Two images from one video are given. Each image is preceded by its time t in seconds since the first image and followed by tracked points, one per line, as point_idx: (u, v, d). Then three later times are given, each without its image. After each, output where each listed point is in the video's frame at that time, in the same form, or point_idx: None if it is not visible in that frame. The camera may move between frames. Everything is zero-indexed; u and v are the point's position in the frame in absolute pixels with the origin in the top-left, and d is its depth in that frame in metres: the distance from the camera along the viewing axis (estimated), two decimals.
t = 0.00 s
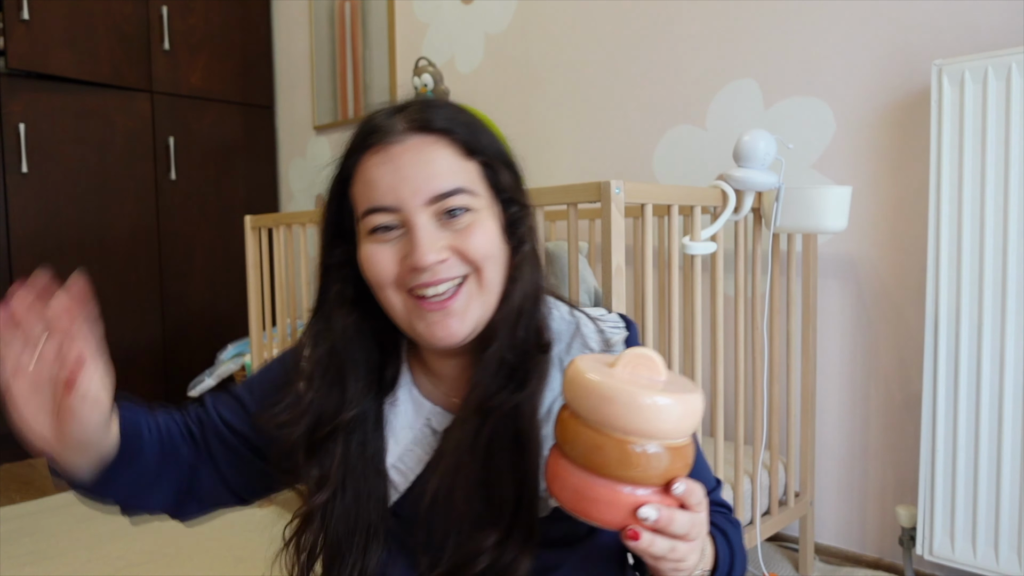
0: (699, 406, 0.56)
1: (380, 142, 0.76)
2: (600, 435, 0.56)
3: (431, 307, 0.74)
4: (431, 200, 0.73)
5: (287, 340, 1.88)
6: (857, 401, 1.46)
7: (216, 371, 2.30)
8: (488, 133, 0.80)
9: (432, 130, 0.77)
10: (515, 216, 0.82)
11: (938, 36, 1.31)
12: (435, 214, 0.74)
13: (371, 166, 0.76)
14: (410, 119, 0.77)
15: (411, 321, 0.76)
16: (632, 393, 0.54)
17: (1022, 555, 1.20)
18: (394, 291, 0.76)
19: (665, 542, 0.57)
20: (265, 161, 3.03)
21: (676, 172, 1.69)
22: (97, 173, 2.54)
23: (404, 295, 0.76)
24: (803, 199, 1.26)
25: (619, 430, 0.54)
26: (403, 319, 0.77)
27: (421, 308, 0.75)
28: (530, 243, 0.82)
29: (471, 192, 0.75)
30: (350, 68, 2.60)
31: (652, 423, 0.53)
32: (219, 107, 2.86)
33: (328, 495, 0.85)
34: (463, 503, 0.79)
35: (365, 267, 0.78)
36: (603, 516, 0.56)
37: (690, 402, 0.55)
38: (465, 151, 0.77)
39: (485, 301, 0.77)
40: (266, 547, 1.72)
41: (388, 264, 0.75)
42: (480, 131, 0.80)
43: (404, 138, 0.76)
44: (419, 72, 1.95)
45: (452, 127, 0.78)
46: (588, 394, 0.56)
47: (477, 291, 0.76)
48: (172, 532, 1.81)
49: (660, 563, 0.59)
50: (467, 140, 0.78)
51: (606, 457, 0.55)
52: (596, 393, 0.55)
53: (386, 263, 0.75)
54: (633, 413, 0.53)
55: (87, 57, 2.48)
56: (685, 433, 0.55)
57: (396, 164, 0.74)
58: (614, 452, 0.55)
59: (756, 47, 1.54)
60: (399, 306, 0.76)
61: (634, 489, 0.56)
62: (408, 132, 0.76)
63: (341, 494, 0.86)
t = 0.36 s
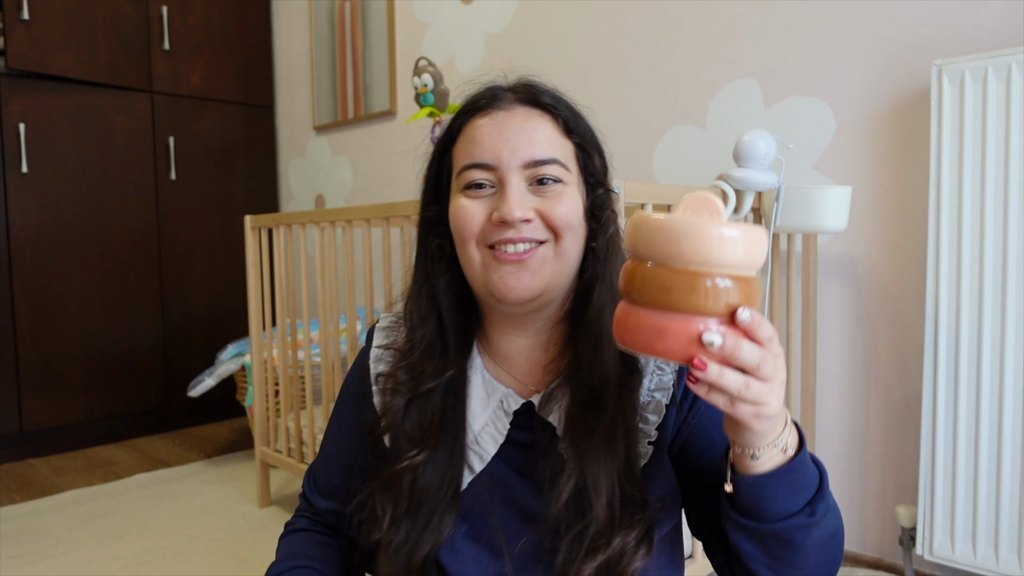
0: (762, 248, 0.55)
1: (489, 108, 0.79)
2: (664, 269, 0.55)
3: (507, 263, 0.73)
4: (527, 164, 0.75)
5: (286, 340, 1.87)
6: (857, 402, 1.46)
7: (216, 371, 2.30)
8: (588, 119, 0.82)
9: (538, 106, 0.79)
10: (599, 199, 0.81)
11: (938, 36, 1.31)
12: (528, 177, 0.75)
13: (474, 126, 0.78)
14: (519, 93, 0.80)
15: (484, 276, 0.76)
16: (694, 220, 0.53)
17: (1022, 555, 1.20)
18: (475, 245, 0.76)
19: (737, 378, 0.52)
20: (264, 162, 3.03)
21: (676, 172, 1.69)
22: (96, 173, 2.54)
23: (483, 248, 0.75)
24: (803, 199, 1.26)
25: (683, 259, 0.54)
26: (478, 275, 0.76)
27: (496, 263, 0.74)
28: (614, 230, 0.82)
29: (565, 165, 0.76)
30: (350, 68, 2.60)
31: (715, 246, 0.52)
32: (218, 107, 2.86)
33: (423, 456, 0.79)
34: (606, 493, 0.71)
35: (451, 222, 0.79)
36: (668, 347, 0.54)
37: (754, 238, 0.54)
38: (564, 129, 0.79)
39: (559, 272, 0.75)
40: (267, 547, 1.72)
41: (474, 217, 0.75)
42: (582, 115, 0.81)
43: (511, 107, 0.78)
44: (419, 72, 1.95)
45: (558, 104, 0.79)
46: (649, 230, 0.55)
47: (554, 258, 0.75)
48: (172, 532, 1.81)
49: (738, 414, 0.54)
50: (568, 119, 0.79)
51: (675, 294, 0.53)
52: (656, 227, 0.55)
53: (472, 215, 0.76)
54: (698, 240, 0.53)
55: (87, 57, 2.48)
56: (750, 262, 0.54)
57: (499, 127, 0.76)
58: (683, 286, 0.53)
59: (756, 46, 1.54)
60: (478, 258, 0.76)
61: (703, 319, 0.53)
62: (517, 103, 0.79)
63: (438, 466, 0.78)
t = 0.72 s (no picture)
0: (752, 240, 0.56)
1: (498, 110, 0.78)
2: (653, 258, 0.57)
3: (506, 265, 0.74)
4: (532, 169, 0.75)
5: (286, 340, 1.87)
6: (857, 402, 1.46)
7: (216, 371, 2.30)
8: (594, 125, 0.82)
9: (547, 111, 0.79)
10: (602, 204, 0.82)
11: (938, 35, 1.31)
12: (532, 182, 0.75)
13: (484, 126, 0.78)
14: (529, 96, 0.79)
15: (483, 277, 0.77)
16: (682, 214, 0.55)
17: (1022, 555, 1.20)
18: (477, 246, 0.76)
19: (720, 364, 0.53)
20: (264, 161, 3.03)
21: (676, 173, 1.69)
22: (96, 173, 2.54)
23: (484, 250, 0.76)
24: (803, 199, 1.26)
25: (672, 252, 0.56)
26: (478, 274, 0.77)
27: (495, 265, 0.75)
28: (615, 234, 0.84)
29: (569, 171, 0.76)
30: (350, 68, 2.60)
31: (702, 241, 0.54)
32: (218, 107, 2.86)
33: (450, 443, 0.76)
34: (601, 483, 0.72)
35: (455, 218, 0.79)
36: (658, 336, 0.56)
37: (742, 232, 0.55)
38: (571, 135, 0.79)
39: (556, 275, 0.76)
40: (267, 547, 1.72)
41: (477, 217, 0.75)
42: (589, 121, 0.81)
43: (521, 110, 0.78)
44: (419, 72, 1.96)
45: (567, 111, 0.79)
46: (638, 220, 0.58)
47: (552, 262, 0.75)
48: (172, 532, 1.81)
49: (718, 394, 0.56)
50: (576, 125, 0.79)
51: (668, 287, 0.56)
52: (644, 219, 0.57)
53: (476, 216, 0.76)
54: (690, 237, 0.55)
55: (87, 57, 2.47)
56: (738, 255, 0.56)
57: (508, 129, 0.76)
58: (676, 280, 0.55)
59: (756, 47, 1.54)
60: (478, 258, 0.77)
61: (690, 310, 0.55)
62: (527, 107, 0.78)
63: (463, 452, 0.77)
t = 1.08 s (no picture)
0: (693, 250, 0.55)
1: (471, 111, 0.79)
2: (602, 277, 0.53)
3: (484, 264, 0.74)
4: (507, 168, 0.75)
5: (286, 340, 1.87)
6: (856, 401, 1.46)
7: (216, 371, 2.30)
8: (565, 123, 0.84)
9: (518, 110, 0.80)
10: (575, 202, 0.85)
11: (937, 35, 1.31)
12: (507, 180, 0.75)
13: (457, 128, 0.78)
14: (500, 96, 0.80)
15: (461, 277, 0.76)
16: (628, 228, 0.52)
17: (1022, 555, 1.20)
18: (455, 246, 0.76)
19: (688, 374, 0.54)
20: (264, 162, 3.03)
21: (676, 173, 1.69)
22: (96, 173, 2.54)
23: (462, 250, 0.76)
24: (803, 199, 1.26)
25: (622, 267, 0.53)
26: (457, 274, 0.77)
27: (474, 263, 0.75)
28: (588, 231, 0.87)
29: (542, 168, 0.77)
30: (350, 68, 2.60)
31: (651, 254, 0.52)
32: (218, 107, 2.86)
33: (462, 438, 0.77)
34: (585, 477, 0.73)
35: (432, 220, 0.79)
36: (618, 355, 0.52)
37: (683, 242, 0.54)
38: (543, 133, 0.80)
39: (533, 273, 0.76)
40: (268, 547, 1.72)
41: (453, 217, 0.75)
42: (560, 120, 0.83)
43: (493, 111, 0.79)
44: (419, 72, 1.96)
45: (537, 110, 0.81)
46: (586, 236, 0.54)
47: (530, 260, 0.75)
48: (172, 532, 1.81)
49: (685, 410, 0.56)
50: (547, 124, 0.81)
51: (618, 302, 0.52)
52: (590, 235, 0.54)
53: (452, 215, 0.75)
54: (638, 251, 0.52)
55: (87, 58, 2.47)
56: (684, 266, 0.54)
57: (480, 129, 0.76)
58: (627, 294, 0.52)
59: (756, 46, 1.54)
60: (457, 259, 0.76)
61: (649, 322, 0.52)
62: (499, 107, 0.79)
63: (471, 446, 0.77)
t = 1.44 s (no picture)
0: (590, 286, 0.55)
1: (478, 108, 0.83)
2: (495, 327, 0.54)
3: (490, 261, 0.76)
4: (513, 165, 0.78)
5: (286, 340, 1.87)
6: (856, 401, 1.46)
7: (216, 371, 2.30)
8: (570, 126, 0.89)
9: (524, 109, 0.85)
10: (580, 203, 0.92)
11: (937, 35, 1.31)
12: (514, 177, 0.78)
13: (464, 125, 0.81)
14: (507, 96, 0.85)
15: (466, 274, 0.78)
16: (518, 277, 0.52)
17: (1022, 554, 1.20)
18: (462, 243, 0.78)
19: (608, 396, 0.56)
20: (265, 161, 3.03)
21: (676, 173, 1.69)
22: (96, 173, 2.54)
23: (468, 246, 0.78)
24: (803, 198, 1.26)
25: (514, 319, 0.53)
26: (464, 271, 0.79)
27: (480, 260, 0.77)
28: (592, 232, 0.92)
29: (547, 167, 0.80)
30: (350, 67, 2.60)
31: (543, 303, 0.52)
32: (219, 107, 2.86)
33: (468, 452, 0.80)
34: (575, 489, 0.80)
35: (438, 218, 0.81)
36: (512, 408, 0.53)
37: (580, 280, 0.54)
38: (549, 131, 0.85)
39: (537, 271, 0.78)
40: (268, 547, 1.72)
41: (461, 214, 0.77)
42: (565, 123, 0.88)
43: (500, 109, 0.83)
44: (419, 72, 1.96)
45: (543, 107, 0.85)
46: (476, 286, 0.54)
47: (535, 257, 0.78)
48: (172, 532, 1.81)
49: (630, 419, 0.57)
50: (552, 123, 0.86)
51: (510, 354, 0.53)
52: (482, 285, 0.53)
53: (459, 212, 0.78)
54: (528, 303, 0.52)
55: (88, 58, 2.48)
56: (579, 309, 0.54)
57: (488, 126, 0.79)
58: (519, 346, 0.53)
59: (755, 47, 1.54)
60: (464, 256, 0.78)
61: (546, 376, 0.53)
62: (506, 106, 0.83)
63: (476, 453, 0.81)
